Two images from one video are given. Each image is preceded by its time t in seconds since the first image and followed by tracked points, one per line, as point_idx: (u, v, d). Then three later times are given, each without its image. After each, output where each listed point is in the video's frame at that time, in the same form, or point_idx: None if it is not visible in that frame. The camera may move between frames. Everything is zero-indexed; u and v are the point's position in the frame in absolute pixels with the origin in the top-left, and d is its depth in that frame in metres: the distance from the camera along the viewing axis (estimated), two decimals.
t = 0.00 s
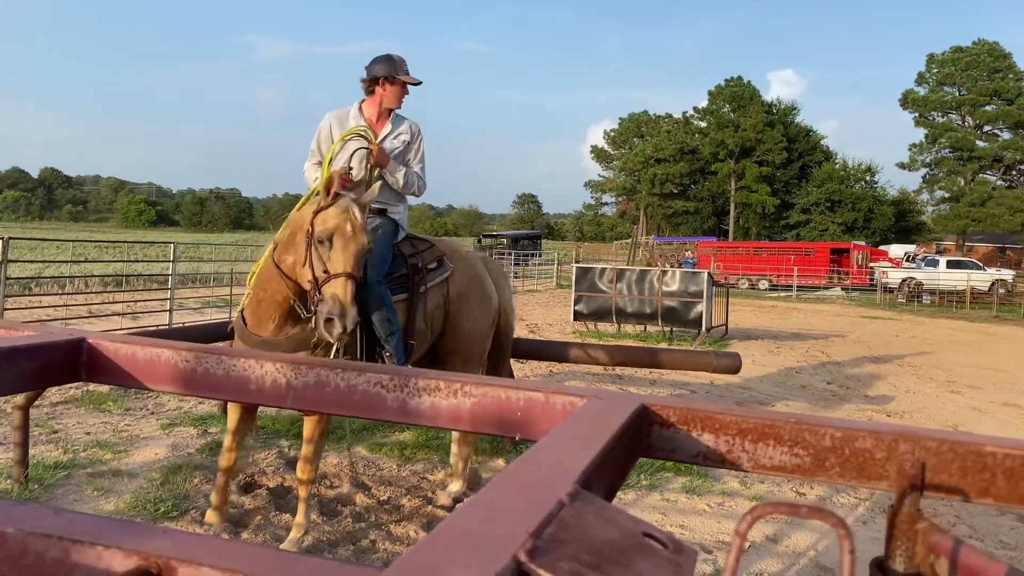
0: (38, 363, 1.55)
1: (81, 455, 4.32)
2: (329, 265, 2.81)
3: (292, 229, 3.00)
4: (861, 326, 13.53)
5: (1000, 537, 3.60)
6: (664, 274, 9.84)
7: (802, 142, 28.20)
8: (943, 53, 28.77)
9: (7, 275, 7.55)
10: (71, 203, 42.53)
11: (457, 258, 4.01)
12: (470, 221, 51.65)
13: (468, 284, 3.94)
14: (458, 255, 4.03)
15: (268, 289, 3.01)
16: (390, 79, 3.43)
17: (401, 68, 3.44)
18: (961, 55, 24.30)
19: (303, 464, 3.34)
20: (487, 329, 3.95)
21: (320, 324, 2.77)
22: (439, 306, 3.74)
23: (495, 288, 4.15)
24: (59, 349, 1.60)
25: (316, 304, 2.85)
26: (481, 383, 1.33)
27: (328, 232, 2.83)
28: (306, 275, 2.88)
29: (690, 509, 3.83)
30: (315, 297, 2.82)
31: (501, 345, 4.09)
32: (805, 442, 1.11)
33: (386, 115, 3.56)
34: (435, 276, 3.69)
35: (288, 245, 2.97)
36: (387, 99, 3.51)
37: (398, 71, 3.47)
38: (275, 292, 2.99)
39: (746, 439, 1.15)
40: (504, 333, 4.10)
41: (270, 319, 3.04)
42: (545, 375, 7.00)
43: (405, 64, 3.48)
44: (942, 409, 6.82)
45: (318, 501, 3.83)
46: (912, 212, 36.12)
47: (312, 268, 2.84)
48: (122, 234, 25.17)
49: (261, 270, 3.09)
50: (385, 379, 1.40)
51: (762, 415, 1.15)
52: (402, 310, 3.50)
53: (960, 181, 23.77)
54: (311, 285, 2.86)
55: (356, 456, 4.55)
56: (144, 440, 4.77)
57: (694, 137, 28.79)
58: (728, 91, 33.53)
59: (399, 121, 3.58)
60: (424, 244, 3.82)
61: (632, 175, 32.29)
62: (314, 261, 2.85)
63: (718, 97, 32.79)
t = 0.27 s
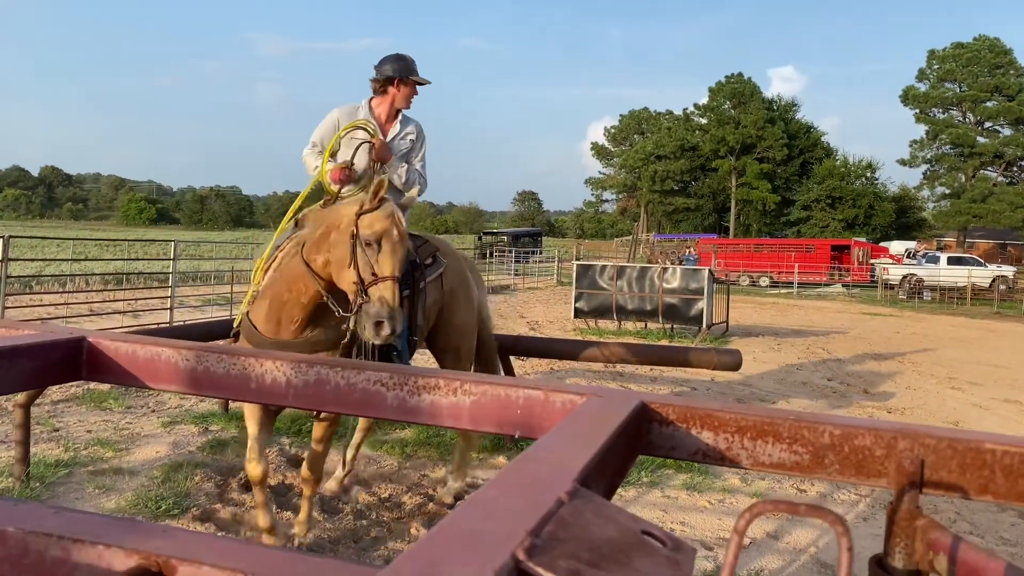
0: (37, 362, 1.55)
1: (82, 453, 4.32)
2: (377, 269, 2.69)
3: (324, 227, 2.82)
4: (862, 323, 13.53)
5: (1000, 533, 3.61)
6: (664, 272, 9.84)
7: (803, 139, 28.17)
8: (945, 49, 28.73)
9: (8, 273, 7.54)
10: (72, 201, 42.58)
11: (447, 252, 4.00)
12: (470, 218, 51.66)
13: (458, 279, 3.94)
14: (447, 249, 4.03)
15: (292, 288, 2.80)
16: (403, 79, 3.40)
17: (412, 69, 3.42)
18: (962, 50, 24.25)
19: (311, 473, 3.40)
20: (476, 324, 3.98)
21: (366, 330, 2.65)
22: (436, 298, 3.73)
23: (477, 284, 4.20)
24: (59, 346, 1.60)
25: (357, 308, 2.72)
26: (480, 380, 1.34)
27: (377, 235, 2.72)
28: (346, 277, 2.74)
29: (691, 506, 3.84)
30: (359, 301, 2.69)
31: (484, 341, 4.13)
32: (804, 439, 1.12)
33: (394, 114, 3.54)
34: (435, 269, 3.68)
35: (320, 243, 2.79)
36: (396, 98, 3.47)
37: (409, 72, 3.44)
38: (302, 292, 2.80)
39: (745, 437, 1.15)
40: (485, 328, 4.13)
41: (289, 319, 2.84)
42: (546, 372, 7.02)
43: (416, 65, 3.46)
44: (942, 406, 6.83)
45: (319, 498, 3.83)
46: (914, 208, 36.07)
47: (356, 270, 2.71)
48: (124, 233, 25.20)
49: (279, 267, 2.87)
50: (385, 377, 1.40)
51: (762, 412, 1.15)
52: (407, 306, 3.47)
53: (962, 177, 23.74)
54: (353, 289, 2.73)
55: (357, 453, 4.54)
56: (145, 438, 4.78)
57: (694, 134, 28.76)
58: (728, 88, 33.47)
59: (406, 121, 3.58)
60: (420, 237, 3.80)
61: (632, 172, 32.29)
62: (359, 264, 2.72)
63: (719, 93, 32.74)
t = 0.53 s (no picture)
0: (39, 361, 1.55)
1: (83, 452, 4.33)
2: (435, 238, 2.64)
3: (371, 214, 2.79)
4: (861, 321, 13.54)
5: (1000, 530, 3.61)
6: (664, 270, 9.84)
7: (803, 137, 28.18)
8: (944, 47, 28.71)
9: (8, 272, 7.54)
10: (71, 199, 42.55)
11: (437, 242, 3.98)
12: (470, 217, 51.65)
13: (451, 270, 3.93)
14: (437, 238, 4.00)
15: (345, 278, 2.74)
16: (404, 78, 3.39)
17: (412, 68, 3.42)
18: (962, 48, 24.22)
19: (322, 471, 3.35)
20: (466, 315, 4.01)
21: (429, 302, 2.58)
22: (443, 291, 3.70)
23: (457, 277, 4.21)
24: (61, 345, 1.60)
25: (416, 283, 2.65)
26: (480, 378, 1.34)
27: (430, 205, 2.67)
28: (402, 252, 2.68)
29: (691, 503, 3.84)
30: (420, 273, 2.63)
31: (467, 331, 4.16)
32: (805, 436, 1.12)
33: (392, 112, 3.55)
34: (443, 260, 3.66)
35: (371, 230, 2.76)
36: (393, 96, 3.46)
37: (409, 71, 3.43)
38: (355, 279, 2.73)
39: (746, 433, 1.15)
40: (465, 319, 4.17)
41: (341, 311, 2.76)
42: (545, 370, 7.01)
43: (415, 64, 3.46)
44: (940, 403, 6.84)
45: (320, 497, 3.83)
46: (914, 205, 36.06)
47: (414, 242, 2.65)
48: (123, 232, 25.19)
49: (324, 260, 2.80)
50: (386, 374, 1.41)
51: (763, 409, 1.15)
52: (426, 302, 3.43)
53: (961, 175, 23.72)
54: (411, 262, 2.66)
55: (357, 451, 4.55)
56: (145, 436, 4.78)
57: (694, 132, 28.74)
58: (728, 86, 33.45)
59: (402, 121, 3.57)
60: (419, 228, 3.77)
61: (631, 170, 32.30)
62: (415, 237, 2.66)
63: (718, 92, 32.75)
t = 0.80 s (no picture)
0: (37, 360, 1.54)
1: (82, 450, 4.32)
2: (487, 229, 2.70)
3: (416, 214, 2.82)
4: (861, 320, 13.54)
5: (999, 529, 3.61)
6: (663, 268, 9.85)
7: (802, 136, 28.17)
8: (944, 46, 28.72)
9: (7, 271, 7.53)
10: (71, 199, 42.56)
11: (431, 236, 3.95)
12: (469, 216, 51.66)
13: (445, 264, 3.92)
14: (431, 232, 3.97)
15: (396, 280, 2.75)
16: (398, 73, 3.38)
17: (405, 63, 3.40)
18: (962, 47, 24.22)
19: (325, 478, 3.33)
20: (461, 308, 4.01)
21: (490, 291, 2.65)
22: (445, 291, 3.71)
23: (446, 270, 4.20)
24: (59, 343, 1.60)
25: (472, 277, 2.70)
26: (480, 375, 1.34)
27: (478, 198, 2.73)
28: (456, 247, 2.72)
29: (691, 502, 3.84)
30: (475, 266, 2.67)
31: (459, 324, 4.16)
32: (805, 434, 1.12)
33: (387, 108, 3.54)
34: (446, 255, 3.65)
35: (419, 229, 2.80)
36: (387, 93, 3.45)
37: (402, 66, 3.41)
38: (406, 280, 2.74)
39: (745, 432, 1.15)
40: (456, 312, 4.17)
41: (393, 313, 2.77)
42: (545, 369, 7.01)
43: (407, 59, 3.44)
44: (940, 402, 6.84)
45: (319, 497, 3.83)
46: (913, 205, 36.09)
47: (468, 236, 2.69)
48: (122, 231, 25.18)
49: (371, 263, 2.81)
50: (386, 372, 1.40)
51: (761, 407, 1.15)
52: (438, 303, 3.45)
53: (960, 174, 23.73)
54: (466, 256, 2.71)
55: (357, 451, 4.54)
56: (145, 435, 4.78)
57: (693, 131, 28.73)
58: (727, 85, 33.46)
59: (396, 117, 3.56)
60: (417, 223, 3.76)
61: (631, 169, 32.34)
62: (467, 231, 2.70)
63: (718, 91, 32.78)
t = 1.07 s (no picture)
0: (32, 362, 1.54)
1: (80, 450, 4.31)
2: (505, 210, 2.73)
3: (442, 210, 2.91)
4: (859, 320, 13.53)
5: (998, 529, 3.61)
6: (662, 268, 9.85)
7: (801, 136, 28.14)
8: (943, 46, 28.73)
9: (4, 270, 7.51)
10: (69, 198, 42.48)
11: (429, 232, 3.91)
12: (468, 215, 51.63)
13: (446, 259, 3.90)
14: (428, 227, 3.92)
15: (429, 274, 2.78)
16: (395, 72, 3.37)
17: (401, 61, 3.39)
18: (962, 47, 24.22)
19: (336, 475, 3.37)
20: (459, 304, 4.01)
21: (514, 270, 2.65)
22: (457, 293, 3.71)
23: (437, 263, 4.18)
24: (54, 345, 1.59)
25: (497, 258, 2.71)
26: (477, 377, 1.33)
27: (494, 181, 2.78)
28: (479, 233, 2.76)
29: (689, 502, 3.83)
30: (497, 248, 2.70)
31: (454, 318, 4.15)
32: (801, 437, 1.11)
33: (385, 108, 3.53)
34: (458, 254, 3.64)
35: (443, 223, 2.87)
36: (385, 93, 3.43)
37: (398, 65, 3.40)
38: (438, 273, 2.77)
39: (742, 434, 1.15)
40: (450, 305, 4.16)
41: (432, 309, 2.77)
42: (543, 370, 6.99)
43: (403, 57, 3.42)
44: (938, 402, 6.84)
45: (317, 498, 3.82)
46: (912, 205, 36.11)
47: (487, 219, 2.74)
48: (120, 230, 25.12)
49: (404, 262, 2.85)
50: (382, 373, 1.40)
51: (759, 409, 1.14)
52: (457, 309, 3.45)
53: (960, 174, 23.72)
54: (489, 239, 2.74)
55: (355, 451, 4.54)
56: (143, 434, 4.77)
57: (692, 130, 28.70)
58: (726, 85, 33.46)
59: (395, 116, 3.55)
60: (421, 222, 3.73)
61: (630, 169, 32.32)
62: (486, 215, 2.75)
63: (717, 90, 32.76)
